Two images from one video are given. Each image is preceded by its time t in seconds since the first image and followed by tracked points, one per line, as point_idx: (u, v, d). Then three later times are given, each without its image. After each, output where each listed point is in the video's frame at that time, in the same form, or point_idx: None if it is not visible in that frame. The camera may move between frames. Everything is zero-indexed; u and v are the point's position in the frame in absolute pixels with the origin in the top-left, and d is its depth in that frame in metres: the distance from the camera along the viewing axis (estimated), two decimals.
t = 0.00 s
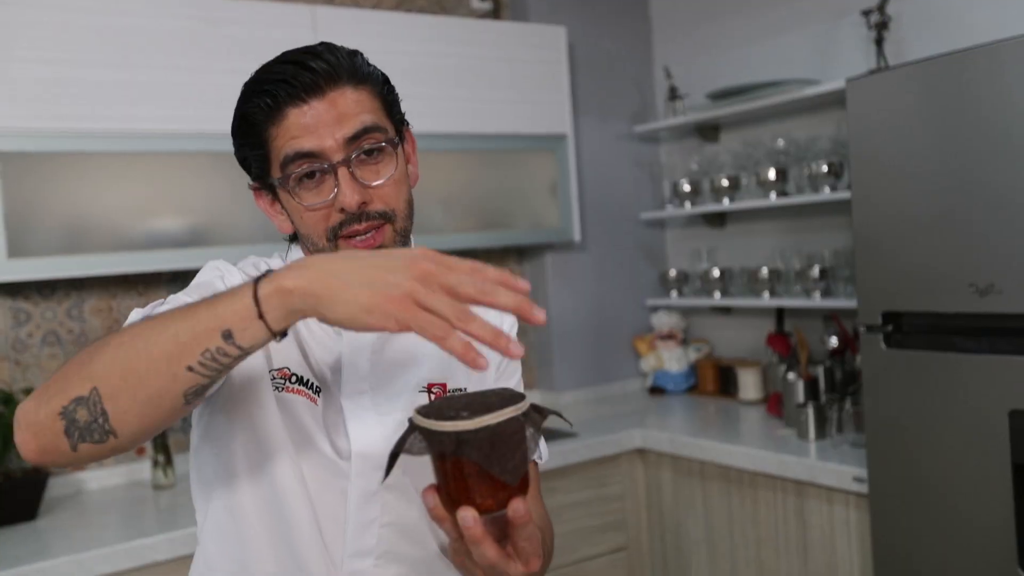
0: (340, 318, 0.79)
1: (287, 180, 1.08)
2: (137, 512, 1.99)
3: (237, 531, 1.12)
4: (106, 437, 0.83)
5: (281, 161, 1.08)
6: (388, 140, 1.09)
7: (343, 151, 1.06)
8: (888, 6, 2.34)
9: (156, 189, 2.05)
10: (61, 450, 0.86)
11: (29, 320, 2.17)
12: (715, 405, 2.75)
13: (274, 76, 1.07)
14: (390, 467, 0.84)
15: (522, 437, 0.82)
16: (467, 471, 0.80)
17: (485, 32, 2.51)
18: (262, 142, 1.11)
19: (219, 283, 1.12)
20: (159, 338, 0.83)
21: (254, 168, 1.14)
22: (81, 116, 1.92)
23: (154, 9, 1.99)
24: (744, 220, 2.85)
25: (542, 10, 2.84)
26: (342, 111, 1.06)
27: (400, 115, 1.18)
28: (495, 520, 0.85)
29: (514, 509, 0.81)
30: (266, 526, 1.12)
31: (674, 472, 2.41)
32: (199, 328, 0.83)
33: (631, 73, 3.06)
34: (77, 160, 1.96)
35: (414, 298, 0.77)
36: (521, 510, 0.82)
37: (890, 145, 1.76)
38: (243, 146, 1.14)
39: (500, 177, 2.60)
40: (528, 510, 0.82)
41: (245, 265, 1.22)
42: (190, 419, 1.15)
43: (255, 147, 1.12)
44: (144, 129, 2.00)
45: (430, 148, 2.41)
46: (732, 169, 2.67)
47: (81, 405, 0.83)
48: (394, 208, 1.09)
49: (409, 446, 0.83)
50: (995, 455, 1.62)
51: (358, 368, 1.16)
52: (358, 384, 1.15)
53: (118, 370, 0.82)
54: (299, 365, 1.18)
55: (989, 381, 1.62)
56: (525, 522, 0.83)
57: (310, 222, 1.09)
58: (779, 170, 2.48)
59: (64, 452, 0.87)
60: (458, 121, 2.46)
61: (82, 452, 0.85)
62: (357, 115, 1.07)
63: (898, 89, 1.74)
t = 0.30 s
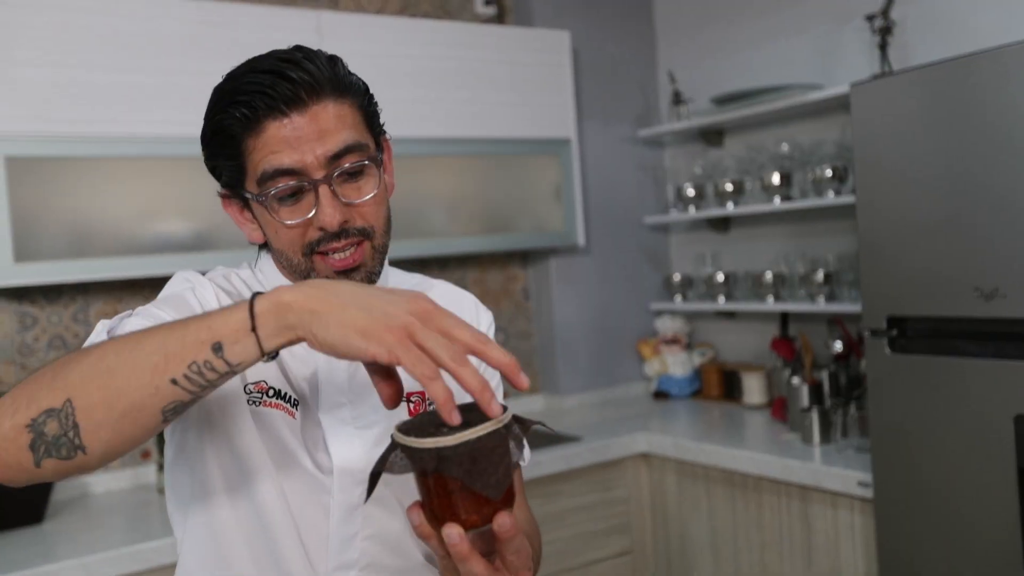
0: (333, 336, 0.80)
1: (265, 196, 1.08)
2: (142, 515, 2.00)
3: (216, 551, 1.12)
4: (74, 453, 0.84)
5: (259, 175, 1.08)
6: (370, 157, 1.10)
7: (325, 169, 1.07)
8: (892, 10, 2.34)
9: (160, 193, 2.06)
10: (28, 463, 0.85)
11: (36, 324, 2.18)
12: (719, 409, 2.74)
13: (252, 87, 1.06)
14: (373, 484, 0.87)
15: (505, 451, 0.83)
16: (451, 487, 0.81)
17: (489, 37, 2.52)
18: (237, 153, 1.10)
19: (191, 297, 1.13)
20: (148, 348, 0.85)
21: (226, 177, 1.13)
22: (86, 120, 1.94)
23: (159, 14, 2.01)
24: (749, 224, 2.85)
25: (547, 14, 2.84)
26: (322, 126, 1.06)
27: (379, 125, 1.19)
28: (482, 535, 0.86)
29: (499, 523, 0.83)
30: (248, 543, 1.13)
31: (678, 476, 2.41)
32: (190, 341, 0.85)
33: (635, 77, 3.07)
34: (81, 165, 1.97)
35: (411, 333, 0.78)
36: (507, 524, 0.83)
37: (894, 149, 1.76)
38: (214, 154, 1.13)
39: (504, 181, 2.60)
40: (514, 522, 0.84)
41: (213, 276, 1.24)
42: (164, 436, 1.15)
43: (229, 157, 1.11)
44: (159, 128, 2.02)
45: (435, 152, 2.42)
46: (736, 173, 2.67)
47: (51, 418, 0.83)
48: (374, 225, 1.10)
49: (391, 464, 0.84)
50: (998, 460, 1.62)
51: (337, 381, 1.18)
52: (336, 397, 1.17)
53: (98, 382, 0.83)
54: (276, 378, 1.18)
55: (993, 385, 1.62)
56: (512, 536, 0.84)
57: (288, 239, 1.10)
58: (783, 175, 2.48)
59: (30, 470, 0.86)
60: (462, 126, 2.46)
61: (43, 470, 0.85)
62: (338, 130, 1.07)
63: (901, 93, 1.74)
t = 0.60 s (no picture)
0: (360, 350, 0.82)
1: (257, 186, 1.08)
2: (148, 517, 2.01)
3: (212, 555, 1.14)
4: (82, 451, 0.84)
5: (252, 166, 1.08)
6: (366, 158, 1.10)
7: (319, 164, 1.07)
8: (897, 16, 2.35)
9: (166, 196, 2.06)
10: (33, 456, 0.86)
11: (42, 326, 2.19)
12: (723, 414, 2.74)
13: (254, 78, 1.07)
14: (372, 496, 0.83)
15: (503, 457, 0.82)
16: (451, 493, 0.80)
17: (494, 41, 2.53)
18: (234, 144, 1.11)
19: (191, 299, 1.14)
20: (174, 350, 0.85)
21: (224, 170, 1.14)
22: (93, 123, 1.95)
23: (166, 18, 2.02)
24: (753, 228, 2.85)
25: (552, 19, 2.85)
26: (320, 123, 1.07)
27: (383, 132, 1.19)
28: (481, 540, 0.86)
29: (503, 528, 0.84)
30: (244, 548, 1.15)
31: (682, 480, 2.41)
32: (215, 348, 0.85)
33: (640, 82, 3.08)
34: (89, 167, 1.97)
35: (434, 351, 0.82)
36: (510, 528, 0.84)
37: (898, 155, 1.77)
38: (214, 146, 1.13)
39: (509, 186, 2.61)
40: (516, 527, 0.85)
41: (211, 278, 1.24)
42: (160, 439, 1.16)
43: (226, 148, 1.12)
44: (161, 133, 2.02)
45: (440, 156, 2.43)
46: (741, 178, 2.67)
47: (63, 414, 0.83)
48: (363, 230, 1.09)
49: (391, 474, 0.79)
50: (1002, 464, 1.62)
51: (335, 386, 1.17)
52: (334, 403, 1.17)
53: (118, 382, 0.83)
54: (274, 383, 1.17)
55: (995, 389, 1.63)
56: (512, 540, 0.85)
57: (277, 234, 1.09)
58: (788, 180, 2.49)
59: (33, 463, 0.86)
60: (468, 130, 2.47)
61: (48, 465, 0.86)
62: (337, 129, 1.08)
63: (907, 99, 1.75)
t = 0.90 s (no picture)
0: (352, 357, 0.83)
1: (247, 179, 1.08)
2: (145, 512, 2.01)
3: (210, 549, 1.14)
4: (77, 443, 0.84)
5: (242, 160, 1.08)
6: (351, 143, 1.10)
7: (305, 152, 1.07)
8: (893, 14, 2.35)
9: (164, 192, 2.07)
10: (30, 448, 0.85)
11: (38, 321, 2.18)
12: (719, 410, 2.75)
13: (236, 74, 1.07)
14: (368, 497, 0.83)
15: (502, 463, 0.82)
16: (448, 500, 0.79)
17: (492, 38, 2.53)
18: (222, 141, 1.11)
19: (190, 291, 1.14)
20: (172, 349, 0.86)
21: (216, 168, 1.14)
22: (89, 118, 1.94)
23: (163, 14, 2.01)
24: (750, 226, 2.86)
25: (549, 16, 2.85)
26: (303, 112, 1.07)
27: (369, 119, 1.19)
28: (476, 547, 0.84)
29: (498, 535, 0.83)
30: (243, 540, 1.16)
31: (677, 476, 2.41)
32: (212, 348, 0.86)
33: (638, 79, 3.08)
34: (86, 163, 1.97)
35: (426, 361, 0.82)
36: (505, 536, 0.83)
37: (894, 152, 1.78)
38: (205, 146, 1.13)
39: (506, 182, 2.61)
40: (512, 535, 0.83)
41: (214, 272, 1.24)
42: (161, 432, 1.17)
43: (216, 146, 1.12)
44: (162, 129, 2.03)
45: (437, 152, 2.43)
46: (737, 175, 2.68)
47: (61, 407, 0.84)
48: (356, 213, 1.10)
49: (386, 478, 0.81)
50: (997, 460, 1.63)
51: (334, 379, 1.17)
52: (333, 395, 1.17)
53: (115, 377, 0.84)
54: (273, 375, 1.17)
55: (988, 386, 1.64)
56: (507, 548, 0.84)
57: (270, 225, 1.09)
58: (784, 177, 2.50)
59: (29, 454, 0.86)
60: (465, 126, 2.47)
61: (45, 456, 0.85)
62: (320, 118, 1.08)
63: (903, 96, 1.75)
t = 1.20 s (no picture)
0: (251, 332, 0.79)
1: (258, 178, 1.09)
2: (138, 515, 2.00)
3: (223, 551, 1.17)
4: (41, 484, 0.83)
5: (254, 160, 1.09)
6: (360, 143, 1.09)
7: (314, 151, 1.07)
8: (887, 19, 2.36)
9: (164, 196, 2.08)
10: None
11: (33, 324, 2.18)
12: (714, 413, 2.76)
13: (250, 77, 1.08)
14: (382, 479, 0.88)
15: (514, 454, 0.84)
16: (459, 486, 0.83)
17: (487, 41, 2.53)
18: (236, 142, 1.12)
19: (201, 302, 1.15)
20: (93, 394, 0.84)
21: (233, 170, 1.15)
22: (87, 120, 1.94)
23: (160, 15, 2.01)
24: (744, 229, 2.87)
25: (544, 19, 2.86)
26: (313, 113, 1.08)
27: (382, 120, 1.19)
28: (485, 534, 0.87)
29: (505, 523, 0.84)
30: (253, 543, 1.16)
31: (672, 479, 2.42)
32: (134, 387, 0.84)
33: (633, 82, 3.09)
34: (84, 166, 1.97)
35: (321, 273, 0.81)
36: (512, 524, 0.85)
37: (888, 156, 1.79)
38: (221, 148, 1.15)
39: (502, 185, 2.62)
40: (519, 523, 0.85)
41: (224, 281, 1.25)
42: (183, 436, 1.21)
43: (231, 147, 1.13)
44: (164, 130, 2.03)
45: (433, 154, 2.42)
46: (732, 178, 2.69)
47: (18, 452, 0.83)
48: (365, 211, 1.09)
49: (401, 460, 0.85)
50: (991, 464, 1.64)
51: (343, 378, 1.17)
52: (343, 394, 1.17)
53: (53, 423, 0.83)
54: (280, 379, 1.19)
55: (977, 388, 1.65)
56: (515, 536, 0.86)
57: (281, 223, 1.09)
58: (778, 180, 2.51)
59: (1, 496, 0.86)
60: (461, 128, 2.47)
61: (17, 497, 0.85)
62: (328, 118, 1.08)
63: (897, 100, 1.76)
